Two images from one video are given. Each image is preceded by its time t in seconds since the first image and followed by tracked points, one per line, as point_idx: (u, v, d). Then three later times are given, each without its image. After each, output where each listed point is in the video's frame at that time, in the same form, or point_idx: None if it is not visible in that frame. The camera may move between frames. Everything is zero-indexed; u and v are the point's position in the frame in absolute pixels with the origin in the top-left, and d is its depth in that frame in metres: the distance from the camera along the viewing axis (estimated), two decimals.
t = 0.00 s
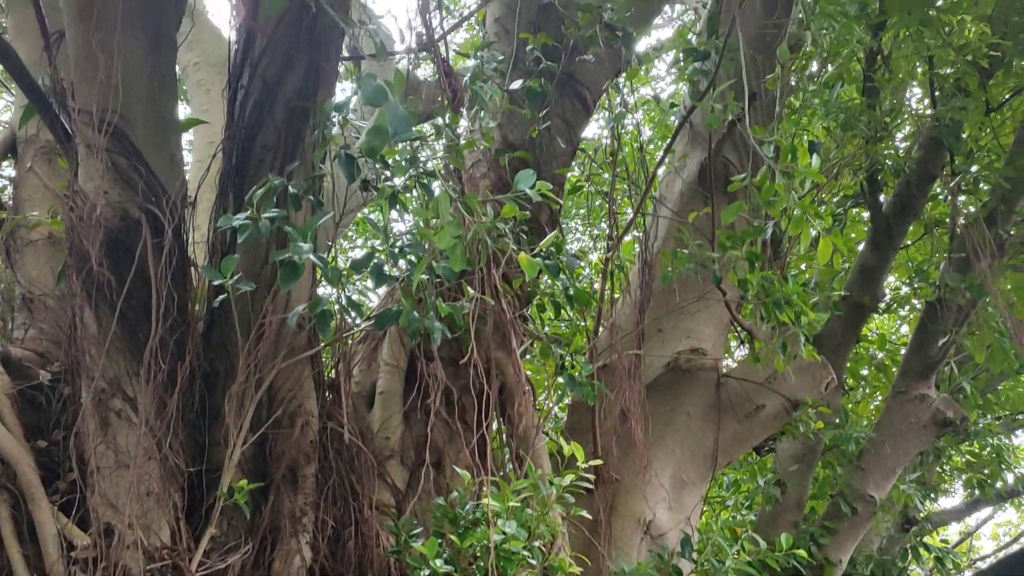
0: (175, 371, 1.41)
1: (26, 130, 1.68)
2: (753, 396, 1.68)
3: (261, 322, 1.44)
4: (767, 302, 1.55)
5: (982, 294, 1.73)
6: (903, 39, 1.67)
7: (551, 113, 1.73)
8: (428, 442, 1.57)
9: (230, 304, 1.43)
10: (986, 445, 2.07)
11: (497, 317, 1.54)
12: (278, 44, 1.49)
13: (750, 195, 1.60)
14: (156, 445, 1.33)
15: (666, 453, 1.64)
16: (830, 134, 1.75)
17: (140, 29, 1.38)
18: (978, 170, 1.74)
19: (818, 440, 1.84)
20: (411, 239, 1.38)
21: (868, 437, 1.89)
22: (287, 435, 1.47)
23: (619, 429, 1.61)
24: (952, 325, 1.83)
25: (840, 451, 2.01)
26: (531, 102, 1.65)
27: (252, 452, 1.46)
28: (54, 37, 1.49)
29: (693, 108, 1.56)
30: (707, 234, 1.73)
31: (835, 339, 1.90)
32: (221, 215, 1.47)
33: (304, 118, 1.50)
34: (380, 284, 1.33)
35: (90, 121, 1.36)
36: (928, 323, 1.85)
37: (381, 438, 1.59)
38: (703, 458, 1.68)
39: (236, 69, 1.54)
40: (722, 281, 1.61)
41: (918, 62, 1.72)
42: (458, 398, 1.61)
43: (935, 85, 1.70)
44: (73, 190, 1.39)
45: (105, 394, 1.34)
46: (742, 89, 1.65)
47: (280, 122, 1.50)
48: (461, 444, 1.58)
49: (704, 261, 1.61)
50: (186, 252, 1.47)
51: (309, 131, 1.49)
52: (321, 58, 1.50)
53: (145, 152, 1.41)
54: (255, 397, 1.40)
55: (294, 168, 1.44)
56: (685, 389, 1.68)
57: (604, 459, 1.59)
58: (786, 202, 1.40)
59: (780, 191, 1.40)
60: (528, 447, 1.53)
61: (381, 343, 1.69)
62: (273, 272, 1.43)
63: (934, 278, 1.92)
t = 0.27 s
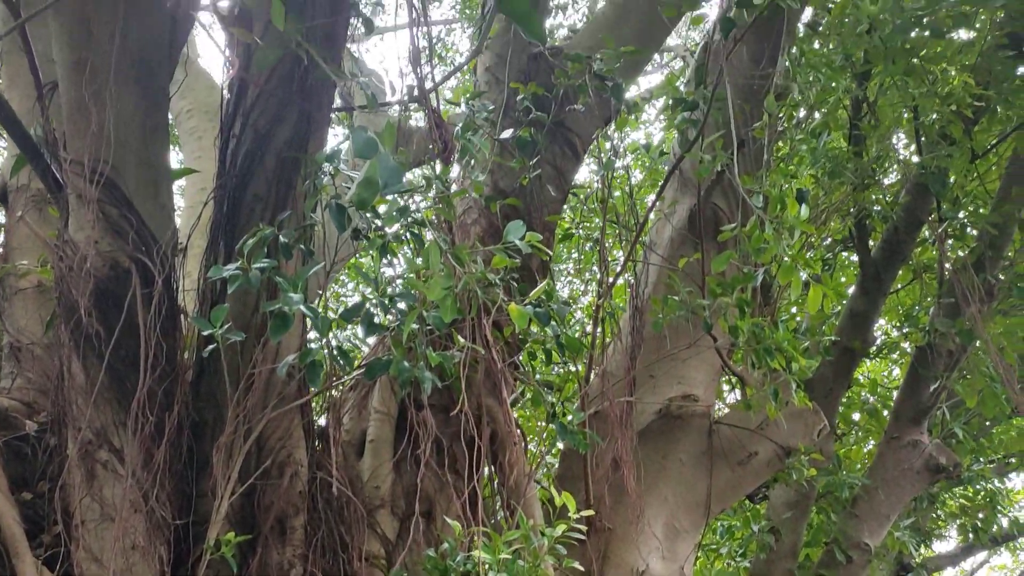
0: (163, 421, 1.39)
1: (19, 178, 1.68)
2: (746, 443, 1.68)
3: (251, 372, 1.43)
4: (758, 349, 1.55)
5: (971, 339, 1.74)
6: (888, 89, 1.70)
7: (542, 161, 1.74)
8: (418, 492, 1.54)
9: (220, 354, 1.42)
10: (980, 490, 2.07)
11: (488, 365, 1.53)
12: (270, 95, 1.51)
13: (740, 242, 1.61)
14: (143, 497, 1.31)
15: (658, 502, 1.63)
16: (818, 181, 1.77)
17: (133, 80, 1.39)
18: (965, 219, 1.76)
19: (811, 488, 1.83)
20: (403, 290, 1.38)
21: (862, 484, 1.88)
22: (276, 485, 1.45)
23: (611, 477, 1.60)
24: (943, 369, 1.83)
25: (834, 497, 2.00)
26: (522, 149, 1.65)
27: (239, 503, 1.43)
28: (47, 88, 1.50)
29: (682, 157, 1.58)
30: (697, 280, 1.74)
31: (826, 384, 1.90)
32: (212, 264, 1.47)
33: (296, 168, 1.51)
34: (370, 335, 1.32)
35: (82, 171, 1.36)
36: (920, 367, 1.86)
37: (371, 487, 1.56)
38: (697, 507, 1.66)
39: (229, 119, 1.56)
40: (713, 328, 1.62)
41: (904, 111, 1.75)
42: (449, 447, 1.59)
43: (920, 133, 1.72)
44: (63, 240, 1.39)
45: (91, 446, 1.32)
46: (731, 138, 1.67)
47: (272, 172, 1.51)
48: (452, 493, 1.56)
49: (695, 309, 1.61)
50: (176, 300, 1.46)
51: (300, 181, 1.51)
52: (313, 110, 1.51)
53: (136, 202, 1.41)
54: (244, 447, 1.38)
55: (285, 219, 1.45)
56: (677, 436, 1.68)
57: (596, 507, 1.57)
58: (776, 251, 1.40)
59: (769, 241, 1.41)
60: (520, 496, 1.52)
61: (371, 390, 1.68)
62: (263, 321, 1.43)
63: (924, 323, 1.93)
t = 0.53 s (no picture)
0: (150, 478, 1.36)
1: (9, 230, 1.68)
2: (739, 494, 1.69)
3: (239, 429, 1.42)
4: (750, 399, 1.54)
5: (962, 386, 1.74)
6: (873, 140, 1.73)
7: (533, 211, 1.76)
8: (409, 548, 1.50)
9: (208, 410, 1.40)
10: (974, 538, 2.06)
11: (479, 418, 1.51)
12: (261, 149, 1.52)
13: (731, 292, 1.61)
14: (127, 556, 1.30)
15: (653, 555, 1.60)
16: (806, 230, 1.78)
17: (124, 134, 1.38)
18: (953, 268, 1.76)
19: (806, 539, 1.82)
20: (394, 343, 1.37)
21: (856, 534, 1.87)
22: (264, 542, 1.41)
23: (604, 530, 1.59)
24: (935, 417, 1.83)
25: (829, 547, 1.98)
26: (513, 202, 1.65)
27: (224, 562, 1.38)
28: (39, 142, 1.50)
29: (672, 208, 1.59)
30: (688, 329, 1.75)
31: (819, 432, 1.91)
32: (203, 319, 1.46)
33: (288, 222, 1.52)
34: (361, 388, 1.32)
35: (73, 227, 1.36)
36: (912, 415, 1.86)
37: (361, 541, 1.55)
38: (692, 558, 1.65)
39: (221, 171, 1.56)
40: (704, 378, 1.62)
41: (890, 161, 1.77)
42: (440, 500, 1.56)
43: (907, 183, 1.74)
44: (51, 294, 1.39)
45: (77, 503, 1.32)
46: (720, 188, 1.69)
47: (264, 225, 1.51)
48: (444, 548, 1.54)
49: (685, 359, 1.61)
50: (166, 353, 1.44)
51: (291, 235, 1.52)
52: (305, 163, 1.53)
53: (126, 255, 1.40)
54: (231, 504, 1.36)
55: (275, 272, 1.45)
56: (670, 487, 1.67)
57: (591, 560, 1.53)
58: (766, 303, 1.41)
59: (760, 293, 1.41)
60: (511, 549, 1.52)
61: (360, 442, 1.63)
62: (252, 375, 1.41)
63: (914, 369, 1.94)
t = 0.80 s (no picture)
0: (132, 546, 1.33)
1: None
2: (733, 552, 1.65)
3: (224, 494, 1.40)
4: (742, 456, 1.53)
5: (953, 439, 1.74)
6: (858, 194, 1.74)
7: (522, 266, 1.76)
8: None
9: (193, 476, 1.37)
10: None
11: (468, 479, 1.50)
12: (249, 209, 1.52)
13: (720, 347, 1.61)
14: None
15: None
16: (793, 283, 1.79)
17: (112, 195, 1.37)
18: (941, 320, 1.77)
19: None
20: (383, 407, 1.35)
21: None
22: None
23: None
24: (927, 469, 1.85)
25: None
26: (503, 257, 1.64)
27: None
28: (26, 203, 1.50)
29: (659, 264, 1.60)
30: (678, 382, 1.74)
31: (811, 484, 1.90)
32: (189, 382, 1.44)
33: (275, 283, 1.53)
34: (349, 454, 1.29)
35: (58, 289, 1.35)
36: (904, 467, 1.86)
37: None
38: None
39: (209, 230, 1.56)
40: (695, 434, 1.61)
41: (875, 214, 1.79)
42: (427, 563, 1.51)
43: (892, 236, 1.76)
44: (36, 357, 1.38)
45: (58, 570, 1.32)
46: (707, 242, 1.70)
47: (251, 285, 1.51)
48: None
49: (675, 415, 1.60)
50: (151, 415, 1.42)
51: (279, 295, 1.52)
52: (294, 223, 1.54)
53: (112, 317, 1.38)
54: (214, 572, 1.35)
55: (263, 333, 1.44)
56: (662, 545, 1.64)
57: None
58: (755, 362, 1.40)
59: (748, 352, 1.41)
60: None
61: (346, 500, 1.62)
62: (238, 438, 1.40)
63: (905, 420, 1.94)
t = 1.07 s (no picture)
0: None
1: None
2: None
3: (210, 561, 1.39)
4: (734, 515, 1.52)
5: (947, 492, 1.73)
6: (846, 247, 1.76)
7: (512, 321, 1.76)
8: None
9: (179, 544, 1.35)
10: None
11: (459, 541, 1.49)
12: (239, 270, 1.52)
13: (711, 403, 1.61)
14: None
15: None
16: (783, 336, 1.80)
17: (101, 258, 1.37)
18: (931, 371, 1.77)
19: None
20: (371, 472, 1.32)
21: None
22: None
23: None
24: (921, 522, 1.87)
25: None
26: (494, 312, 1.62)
27: None
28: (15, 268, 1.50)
29: (649, 321, 1.60)
30: (670, 437, 1.74)
31: (805, 537, 1.89)
32: (177, 450, 1.41)
33: (265, 343, 1.52)
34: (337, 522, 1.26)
35: (46, 354, 1.34)
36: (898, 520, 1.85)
37: None
38: None
39: (198, 291, 1.55)
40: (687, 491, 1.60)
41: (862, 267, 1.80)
42: None
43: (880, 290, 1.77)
44: (22, 423, 1.37)
45: None
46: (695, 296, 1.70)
47: (240, 346, 1.50)
48: None
49: (667, 473, 1.59)
50: (138, 480, 1.41)
51: (269, 354, 1.51)
52: (283, 284, 1.53)
53: (100, 381, 1.37)
54: None
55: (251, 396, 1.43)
56: None
57: None
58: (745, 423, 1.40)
59: (739, 412, 1.41)
60: None
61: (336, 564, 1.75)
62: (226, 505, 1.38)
63: (899, 471, 1.94)
